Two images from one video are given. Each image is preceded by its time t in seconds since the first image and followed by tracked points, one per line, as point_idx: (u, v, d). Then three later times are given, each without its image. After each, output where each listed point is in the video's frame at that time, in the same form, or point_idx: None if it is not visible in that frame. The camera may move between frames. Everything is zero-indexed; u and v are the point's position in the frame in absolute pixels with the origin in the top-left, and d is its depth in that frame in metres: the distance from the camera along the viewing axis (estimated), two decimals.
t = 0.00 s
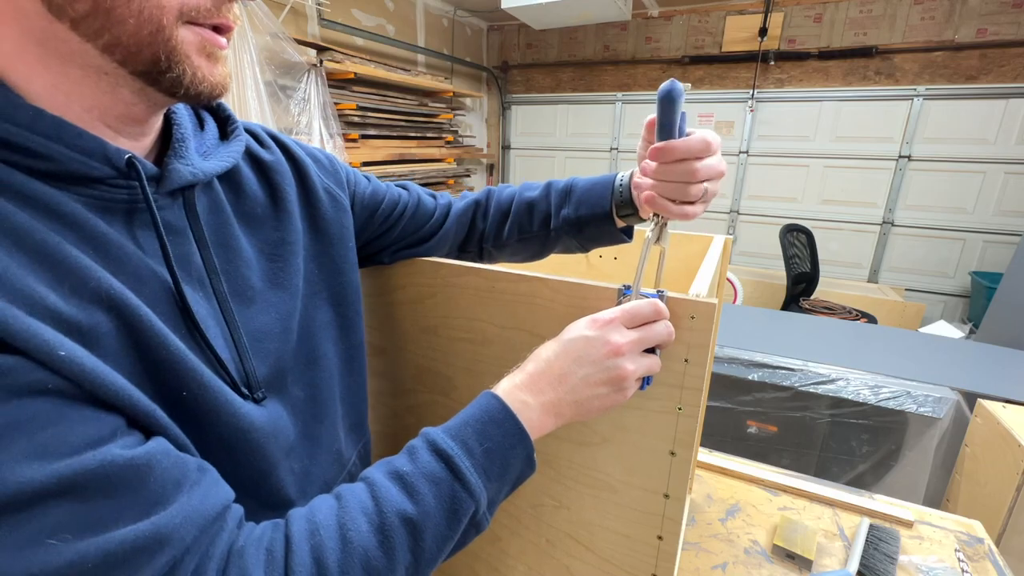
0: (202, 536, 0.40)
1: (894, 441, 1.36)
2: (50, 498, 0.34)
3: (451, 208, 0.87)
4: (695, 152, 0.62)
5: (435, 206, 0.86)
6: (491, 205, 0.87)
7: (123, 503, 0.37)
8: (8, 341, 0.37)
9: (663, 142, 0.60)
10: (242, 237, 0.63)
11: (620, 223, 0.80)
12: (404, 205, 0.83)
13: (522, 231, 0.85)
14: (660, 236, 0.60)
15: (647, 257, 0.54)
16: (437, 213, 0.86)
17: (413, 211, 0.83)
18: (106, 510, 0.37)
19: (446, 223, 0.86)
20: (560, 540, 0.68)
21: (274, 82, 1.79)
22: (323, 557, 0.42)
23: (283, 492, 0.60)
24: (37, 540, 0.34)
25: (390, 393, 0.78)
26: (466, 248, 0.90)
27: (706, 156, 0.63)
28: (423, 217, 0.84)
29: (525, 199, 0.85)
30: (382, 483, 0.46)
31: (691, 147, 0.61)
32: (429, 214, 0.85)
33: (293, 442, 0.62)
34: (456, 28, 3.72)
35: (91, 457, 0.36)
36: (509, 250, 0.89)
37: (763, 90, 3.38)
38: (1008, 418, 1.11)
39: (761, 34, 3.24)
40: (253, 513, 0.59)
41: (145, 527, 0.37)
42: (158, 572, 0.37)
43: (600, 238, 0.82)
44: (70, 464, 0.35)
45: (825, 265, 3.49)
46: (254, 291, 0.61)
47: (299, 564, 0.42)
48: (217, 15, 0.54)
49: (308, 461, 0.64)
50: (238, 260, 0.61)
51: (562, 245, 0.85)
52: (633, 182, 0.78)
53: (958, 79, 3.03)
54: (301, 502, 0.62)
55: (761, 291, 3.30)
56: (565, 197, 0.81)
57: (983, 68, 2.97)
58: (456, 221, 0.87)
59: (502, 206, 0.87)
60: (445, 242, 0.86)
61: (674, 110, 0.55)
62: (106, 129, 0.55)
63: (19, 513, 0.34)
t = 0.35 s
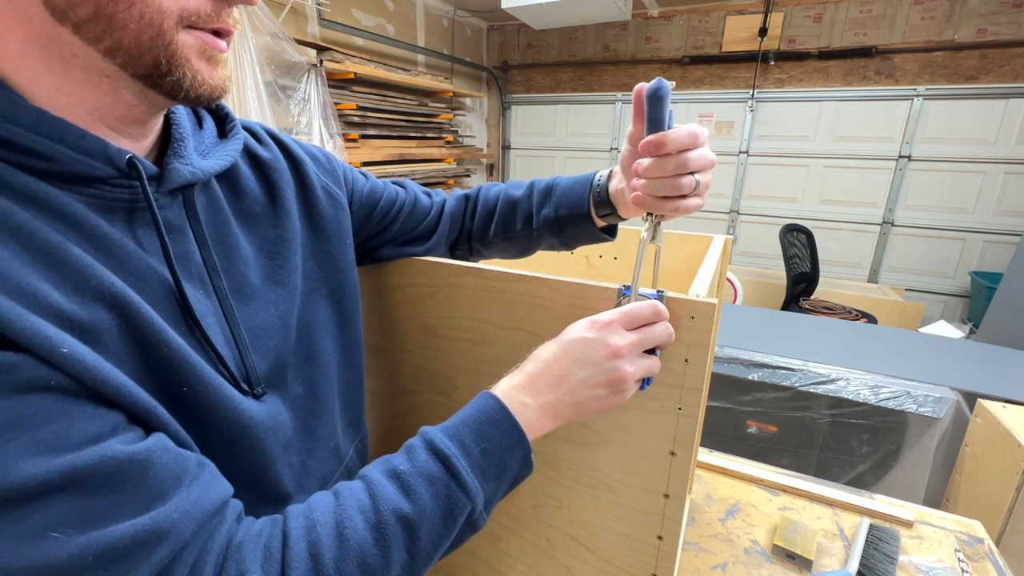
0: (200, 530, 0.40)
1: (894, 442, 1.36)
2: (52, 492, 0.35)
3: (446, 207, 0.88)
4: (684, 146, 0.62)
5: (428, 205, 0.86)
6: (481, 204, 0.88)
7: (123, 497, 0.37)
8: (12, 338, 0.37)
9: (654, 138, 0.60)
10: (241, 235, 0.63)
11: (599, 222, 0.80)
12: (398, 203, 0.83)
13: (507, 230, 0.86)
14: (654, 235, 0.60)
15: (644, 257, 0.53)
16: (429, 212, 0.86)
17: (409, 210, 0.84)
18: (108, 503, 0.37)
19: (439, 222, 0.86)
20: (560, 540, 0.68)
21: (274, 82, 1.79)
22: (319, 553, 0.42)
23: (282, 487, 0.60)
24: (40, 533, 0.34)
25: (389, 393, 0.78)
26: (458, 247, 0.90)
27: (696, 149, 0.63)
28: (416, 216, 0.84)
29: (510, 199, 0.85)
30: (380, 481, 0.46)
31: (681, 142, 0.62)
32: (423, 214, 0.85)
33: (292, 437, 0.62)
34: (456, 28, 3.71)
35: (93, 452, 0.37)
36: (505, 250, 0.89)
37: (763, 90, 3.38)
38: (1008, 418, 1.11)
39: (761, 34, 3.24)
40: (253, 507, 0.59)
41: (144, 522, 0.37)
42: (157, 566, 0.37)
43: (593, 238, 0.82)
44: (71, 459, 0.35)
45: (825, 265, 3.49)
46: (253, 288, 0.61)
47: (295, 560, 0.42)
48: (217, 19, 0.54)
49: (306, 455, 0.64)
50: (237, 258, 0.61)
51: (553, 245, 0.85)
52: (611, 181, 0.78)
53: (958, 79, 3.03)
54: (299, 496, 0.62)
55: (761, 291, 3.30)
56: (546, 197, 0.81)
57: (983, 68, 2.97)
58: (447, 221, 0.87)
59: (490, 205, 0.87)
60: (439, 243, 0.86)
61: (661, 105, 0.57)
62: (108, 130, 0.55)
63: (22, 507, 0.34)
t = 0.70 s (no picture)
0: (199, 523, 0.40)
1: (894, 442, 1.36)
2: (53, 485, 0.35)
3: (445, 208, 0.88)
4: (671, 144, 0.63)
5: (426, 205, 0.86)
6: (478, 205, 0.88)
7: (124, 490, 0.38)
8: (16, 336, 0.37)
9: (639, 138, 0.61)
10: (240, 234, 0.63)
11: (594, 222, 0.80)
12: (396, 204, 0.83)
13: (504, 230, 0.86)
14: (648, 235, 0.59)
15: (639, 255, 0.53)
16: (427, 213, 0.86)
17: (408, 211, 0.84)
18: (109, 496, 0.37)
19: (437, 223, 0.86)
20: (560, 540, 0.68)
21: (274, 82, 1.79)
22: (316, 551, 0.42)
23: (278, 485, 0.60)
24: (42, 524, 0.34)
25: (389, 393, 0.78)
26: (455, 248, 0.90)
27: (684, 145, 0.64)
28: (415, 217, 0.84)
29: (506, 200, 0.85)
30: (379, 481, 0.46)
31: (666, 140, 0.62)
32: (421, 214, 0.85)
33: (289, 435, 0.62)
34: (456, 28, 3.71)
35: (94, 446, 0.37)
36: (504, 250, 0.89)
37: (763, 91, 3.38)
38: (1008, 418, 1.11)
39: (761, 34, 3.24)
40: (250, 504, 0.59)
41: (144, 514, 0.37)
42: (155, 559, 0.37)
43: (592, 237, 0.82)
44: (71, 453, 0.35)
45: (825, 265, 3.49)
46: (252, 287, 0.61)
47: (291, 557, 0.42)
48: (215, 23, 0.54)
49: (303, 452, 0.64)
50: (235, 257, 0.61)
51: (552, 245, 0.85)
52: (603, 181, 0.78)
53: (958, 79, 3.03)
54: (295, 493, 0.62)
55: (761, 291, 3.30)
56: (542, 197, 0.81)
57: (983, 68, 2.97)
58: (444, 221, 0.87)
59: (487, 205, 0.87)
60: (437, 243, 0.86)
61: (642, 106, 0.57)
62: (108, 132, 0.55)
63: (23, 499, 0.34)
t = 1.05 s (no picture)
0: (199, 523, 0.41)
1: (894, 442, 1.36)
2: (55, 483, 0.35)
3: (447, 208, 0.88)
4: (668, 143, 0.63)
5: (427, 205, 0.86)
6: (480, 205, 0.88)
7: (125, 490, 0.38)
8: (20, 336, 0.37)
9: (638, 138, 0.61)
10: (241, 234, 0.63)
11: (599, 221, 0.80)
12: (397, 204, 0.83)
13: (507, 230, 0.85)
14: (648, 236, 0.59)
15: (638, 255, 0.53)
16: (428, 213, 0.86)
17: (409, 212, 0.84)
18: (109, 495, 0.37)
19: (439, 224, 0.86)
20: (559, 540, 0.68)
21: (274, 82, 1.79)
22: (316, 552, 0.42)
23: (280, 486, 0.60)
24: (42, 522, 0.34)
25: (389, 393, 0.78)
26: (457, 248, 0.90)
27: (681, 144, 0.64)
28: (417, 217, 0.84)
29: (510, 199, 0.85)
30: (381, 482, 0.46)
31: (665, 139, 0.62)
32: (423, 215, 0.85)
33: (291, 436, 0.62)
34: (456, 28, 3.71)
35: (94, 445, 0.37)
36: (505, 251, 0.89)
37: (763, 90, 3.38)
38: (1008, 418, 1.11)
39: (761, 34, 3.24)
40: (252, 504, 0.59)
41: (145, 514, 0.37)
42: (155, 559, 0.37)
43: (594, 237, 0.82)
44: (72, 452, 0.35)
45: (825, 265, 3.49)
46: (255, 288, 0.61)
47: (292, 558, 0.42)
48: (222, 29, 0.54)
49: (306, 452, 0.64)
50: (236, 257, 0.61)
51: (554, 245, 0.85)
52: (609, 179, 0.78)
53: (958, 79, 3.03)
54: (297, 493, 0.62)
55: (761, 291, 3.30)
56: (546, 197, 0.81)
57: (983, 68, 2.97)
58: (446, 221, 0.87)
59: (489, 206, 0.87)
60: (439, 244, 0.86)
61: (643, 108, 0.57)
62: (111, 133, 0.55)
63: (24, 498, 0.34)
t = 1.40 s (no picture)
0: (203, 527, 0.41)
1: (895, 442, 1.36)
2: (63, 486, 0.35)
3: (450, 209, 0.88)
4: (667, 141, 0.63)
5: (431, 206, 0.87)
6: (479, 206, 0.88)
7: (131, 491, 0.38)
8: (30, 337, 0.37)
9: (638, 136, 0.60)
10: (252, 235, 0.63)
11: (589, 221, 0.80)
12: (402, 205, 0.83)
13: (502, 231, 0.86)
14: (645, 235, 0.59)
15: (638, 255, 0.53)
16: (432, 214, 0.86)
17: (417, 213, 0.84)
18: (115, 497, 0.37)
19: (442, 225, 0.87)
20: (559, 540, 0.68)
21: (274, 82, 1.78)
22: (317, 555, 0.42)
23: (283, 489, 0.60)
24: (48, 525, 0.34)
25: (390, 394, 0.78)
26: (461, 249, 0.90)
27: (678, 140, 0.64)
28: (424, 218, 0.85)
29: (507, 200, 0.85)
30: (381, 484, 0.46)
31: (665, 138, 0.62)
32: (429, 216, 0.85)
33: (297, 438, 0.62)
34: (456, 28, 3.71)
35: (97, 449, 0.37)
36: (505, 252, 0.89)
37: (763, 90, 3.38)
38: (1008, 418, 1.11)
39: (761, 34, 3.24)
40: (256, 505, 0.59)
41: (151, 518, 0.37)
42: (161, 561, 0.38)
43: (591, 237, 0.82)
44: (83, 454, 0.36)
45: (825, 265, 3.49)
46: (264, 288, 0.61)
47: (293, 560, 0.42)
48: (236, 27, 0.54)
49: (310, 453, 0.64)
50: (246, 256, 0.61)
51: (552, 245, 0.85)
52: (597, 179, 0.79)
53: (958, 79, 3.03)
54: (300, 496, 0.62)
55: (761, 291, 3.30)
56: (537, 196, 0.82)
57: (983, 68, 2.97)
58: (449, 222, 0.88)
59: (486, 207, 0.87)
60: (443, 245, 0.87)
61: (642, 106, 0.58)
62: (125, 132, 0.54)
63: (29, 501, 0.34)
